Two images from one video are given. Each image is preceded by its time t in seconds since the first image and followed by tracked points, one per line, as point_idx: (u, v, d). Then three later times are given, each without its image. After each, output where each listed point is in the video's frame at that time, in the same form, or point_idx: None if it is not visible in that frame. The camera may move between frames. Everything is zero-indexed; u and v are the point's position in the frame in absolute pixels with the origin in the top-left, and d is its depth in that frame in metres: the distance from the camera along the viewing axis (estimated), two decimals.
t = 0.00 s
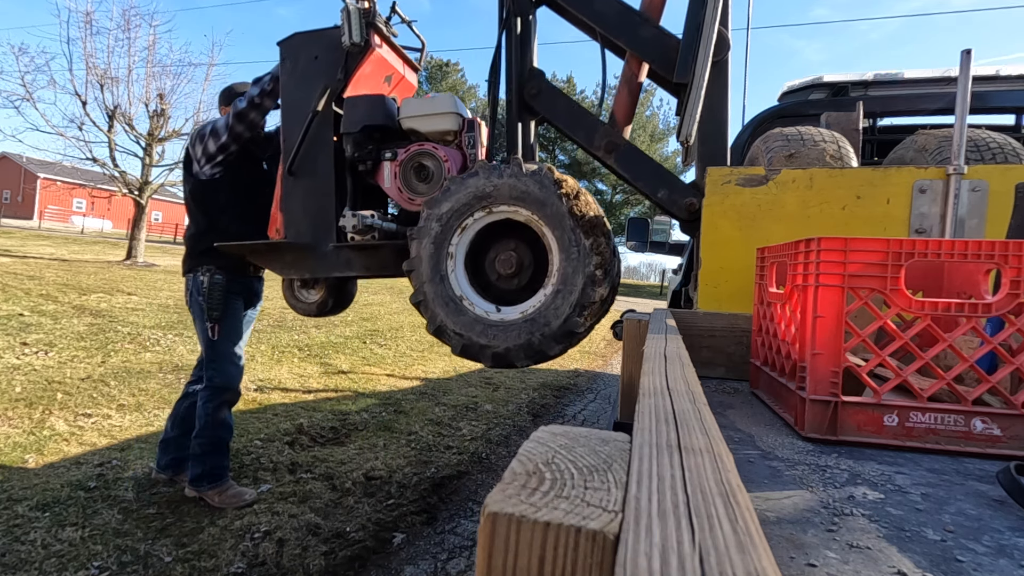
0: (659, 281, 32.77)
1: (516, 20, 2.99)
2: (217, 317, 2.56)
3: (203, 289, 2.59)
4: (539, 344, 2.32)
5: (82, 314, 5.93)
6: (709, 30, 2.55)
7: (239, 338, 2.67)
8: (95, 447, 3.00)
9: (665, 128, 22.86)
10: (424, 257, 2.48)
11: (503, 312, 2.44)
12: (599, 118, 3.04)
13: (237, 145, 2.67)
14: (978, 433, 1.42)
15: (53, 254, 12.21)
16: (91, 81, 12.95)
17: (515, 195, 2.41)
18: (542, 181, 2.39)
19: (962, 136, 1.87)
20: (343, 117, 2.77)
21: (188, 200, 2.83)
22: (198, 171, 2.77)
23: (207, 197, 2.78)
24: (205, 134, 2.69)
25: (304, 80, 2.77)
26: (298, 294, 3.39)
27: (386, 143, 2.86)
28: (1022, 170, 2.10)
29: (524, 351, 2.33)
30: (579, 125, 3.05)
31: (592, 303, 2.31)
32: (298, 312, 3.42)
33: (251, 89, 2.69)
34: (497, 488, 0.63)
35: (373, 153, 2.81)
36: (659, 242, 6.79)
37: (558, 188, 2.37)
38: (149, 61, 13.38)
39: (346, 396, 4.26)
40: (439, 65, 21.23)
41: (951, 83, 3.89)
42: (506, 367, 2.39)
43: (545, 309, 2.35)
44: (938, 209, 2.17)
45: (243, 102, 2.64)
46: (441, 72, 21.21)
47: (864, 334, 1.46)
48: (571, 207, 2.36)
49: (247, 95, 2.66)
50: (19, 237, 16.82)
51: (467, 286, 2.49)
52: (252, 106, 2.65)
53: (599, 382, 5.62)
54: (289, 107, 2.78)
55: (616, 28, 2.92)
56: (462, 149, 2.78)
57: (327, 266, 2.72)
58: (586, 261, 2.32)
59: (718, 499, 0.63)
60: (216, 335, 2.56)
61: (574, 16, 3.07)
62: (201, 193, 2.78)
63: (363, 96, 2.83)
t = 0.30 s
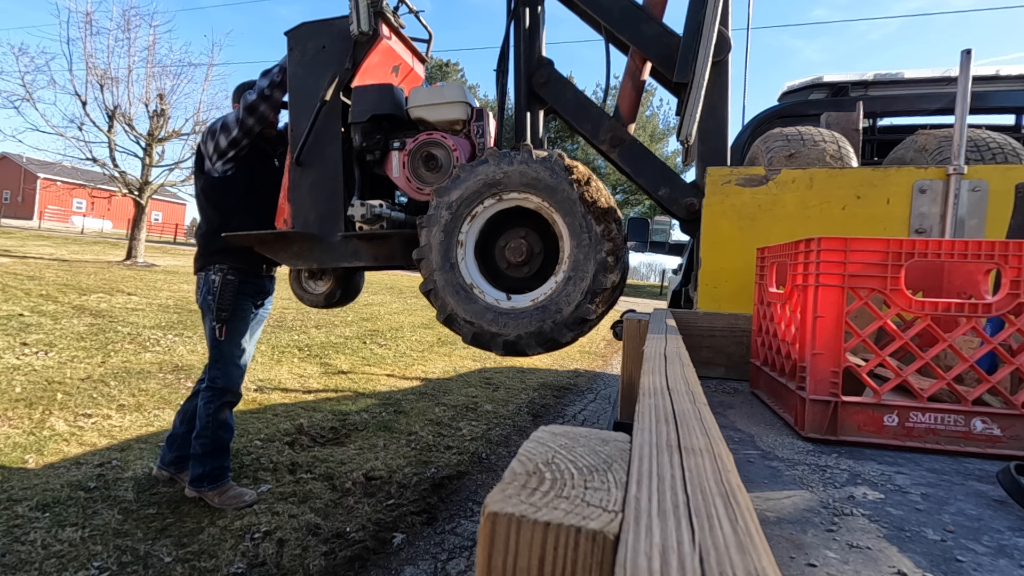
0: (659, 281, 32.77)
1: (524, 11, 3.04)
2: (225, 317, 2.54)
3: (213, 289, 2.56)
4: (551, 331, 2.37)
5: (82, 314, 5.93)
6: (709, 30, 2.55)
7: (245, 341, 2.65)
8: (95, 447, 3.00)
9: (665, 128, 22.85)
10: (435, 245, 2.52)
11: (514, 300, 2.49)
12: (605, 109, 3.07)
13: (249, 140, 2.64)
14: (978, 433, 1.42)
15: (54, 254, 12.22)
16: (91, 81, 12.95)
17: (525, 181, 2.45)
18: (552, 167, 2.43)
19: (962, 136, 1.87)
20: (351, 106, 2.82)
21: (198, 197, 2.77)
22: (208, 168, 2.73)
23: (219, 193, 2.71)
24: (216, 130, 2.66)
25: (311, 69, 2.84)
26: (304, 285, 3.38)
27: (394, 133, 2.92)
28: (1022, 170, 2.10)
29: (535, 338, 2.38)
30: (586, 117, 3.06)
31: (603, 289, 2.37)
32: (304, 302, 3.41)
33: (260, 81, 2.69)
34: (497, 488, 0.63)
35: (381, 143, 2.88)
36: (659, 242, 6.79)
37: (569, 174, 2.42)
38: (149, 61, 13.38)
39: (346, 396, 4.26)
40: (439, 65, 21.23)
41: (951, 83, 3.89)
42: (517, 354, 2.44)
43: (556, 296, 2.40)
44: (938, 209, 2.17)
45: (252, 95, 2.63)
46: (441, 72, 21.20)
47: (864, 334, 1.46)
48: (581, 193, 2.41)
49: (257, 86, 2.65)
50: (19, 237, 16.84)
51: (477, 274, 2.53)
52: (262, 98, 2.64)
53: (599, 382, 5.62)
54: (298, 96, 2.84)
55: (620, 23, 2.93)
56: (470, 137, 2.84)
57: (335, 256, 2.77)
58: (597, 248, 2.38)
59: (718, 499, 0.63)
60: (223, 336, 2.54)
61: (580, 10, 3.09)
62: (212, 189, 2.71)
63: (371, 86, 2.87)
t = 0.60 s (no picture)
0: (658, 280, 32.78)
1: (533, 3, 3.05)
2: (233, 317, 2.54)
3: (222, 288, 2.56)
4: (563, 321, 2.39)
5: (82, 314, 5.94)
6: (708, 30, 2.55)
7: (252, 342, 2.65)
8: (95, 447, 3.00)
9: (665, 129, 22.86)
10: (445, 235, 2.53)
11: (524, 289, 2.51)
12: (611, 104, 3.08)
13: (258, 134, 2.66)
14: (978, 433, 1.42)
15: (54, 254, 12.24)
16: (91, 81, 12.96)
17: (535, 170, 2.47)
18: (562, 155, 2.45)
19: (962, 136, 1.87)
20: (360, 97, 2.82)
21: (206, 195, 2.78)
22: (218, 164, 2.75)
23: (227, 190, 2.72)
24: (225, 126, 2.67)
25: (318, 59, 2.79)
26: (312, 277, 3.38)
27: (402, 123, 2.94)
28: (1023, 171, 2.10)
29: (547, 327, 2.40)
30: (592, 111, 3.06)
31: (615, 279, 2.39)
32: (312, 294, 3.41)
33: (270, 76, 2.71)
34: (497, 488, 0.63)
35: (389, 133, 2.90)
36: (659, 242, 6.79)
37: (580, 162, 2.44)
38: (149, 61, 13.40)
39: (346, 396, 4.27)
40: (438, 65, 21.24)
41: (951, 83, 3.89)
42: (529, 344, 2.46)
43: (567, 285, 2.42)
44: (938, 209, 2.16)
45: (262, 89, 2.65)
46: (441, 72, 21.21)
47: (864, 334, 1.46)
48: (592, 180, 2.43)
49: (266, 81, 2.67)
50: (20, 236, 16.86)
51: (487, 264, 2.55)
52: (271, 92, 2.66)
53: (599, 382, 5.63)
54: (304, 88, 2.80)
55: (624, 18, 2.94)
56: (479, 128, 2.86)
57: (343, 248, 2.75)
58: (608, 236, 2.39)
59: (718, 499, 0.63)
60: (230, 336, 2.54)
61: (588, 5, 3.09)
62: (221, 186, 2.72)
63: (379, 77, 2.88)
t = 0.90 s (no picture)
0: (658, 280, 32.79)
1: None
2: (237, 317, 2.54)
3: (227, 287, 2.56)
4: (575, 310, 2.41)
5: (82, 315, 5.94)
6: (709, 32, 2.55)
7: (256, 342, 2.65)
8: (96, 447, 3.00)
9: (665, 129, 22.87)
10: (456, 225, 2.56)
11: (536, 279, 2.53)
12: (617, 98, 3.09)
13: (266, 129, 2.68)
14: (978, 433, 1.42)
15: (54, 254, 12.25)
16: (91, 81, 12.97)
17: (547, 158, 2.49)
18: (574, 143, 2.47)
19: (962, 136, 1.87)
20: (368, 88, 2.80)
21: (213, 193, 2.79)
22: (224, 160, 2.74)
23: (236, 187, 2.74)
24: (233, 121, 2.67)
25: (327, 51, 2.81)
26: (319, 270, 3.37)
27: (411, 115, 2.92)
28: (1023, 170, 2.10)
29: (560, 316, 2.42)
30: (599, 105, 3.06)
31: (628, 267, 2.39)
32: (319, 286, 3.38)
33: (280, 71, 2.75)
34: (497, 488, 0.63)
35: (397, 125, 2.87)
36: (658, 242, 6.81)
37: (592, 150, 2.45)
38: (149, 61, 13.40)
39: (346, 396, 4.27)
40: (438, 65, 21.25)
41: (950, 83, 3.89)
42: (541, 334, 2.48)
43: (579, 274, 2.44)
44: (938, 209, 2.16)
45: (272, 81, 2.69)
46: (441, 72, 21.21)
47: (864, 334, 1.46)
48: (604, 168, 2.43)
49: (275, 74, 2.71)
50: (20, 237, 16.87)
51: (498, 254, 2.58)
52: (281, 85, 2.70)
53: (599, 382, 5.63)
54: (313, 79, 2.83)
55: (629, 14, 2.93)
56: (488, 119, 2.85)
57: (351, 240, 2.74)
58: (621, 224, 2.40)
59: (717, 499, 0.63)
60: (234, 335, 2.55)
61: None
62: (228, 182, 2.73)
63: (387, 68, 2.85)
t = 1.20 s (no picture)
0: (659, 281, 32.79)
1: None
2: (243, 320, 2.54)
3: (232, 289, 2.54)
4: (588, 301, 2.41)
5: (83, 316, 5.93)
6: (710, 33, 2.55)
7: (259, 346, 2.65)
8: (96, 448, 3.00)
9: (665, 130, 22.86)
10: (467, 216, 2.57)
11: (548, 271, 2.54)
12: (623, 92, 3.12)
13: (276, 124, 2.68)
14: (978, 433, 1.42)
15: (55, 255, 12.24)
16: (91, 82, 12.97)
17: (558, 148, 2.50)
18: (585, 133, 2.47)
19: (962, 137, 1.87)
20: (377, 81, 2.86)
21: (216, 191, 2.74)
22: (230, 157, 2.72)
23: (244, 184, 2.71)
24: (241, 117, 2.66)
25: (335, 42, 2.88)
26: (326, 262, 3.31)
27: (419, 107, 2.97)
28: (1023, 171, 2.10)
29: (572, 307, 2.43)
30: (605, 99, 3.11)
31: (641, 258, 2.39)
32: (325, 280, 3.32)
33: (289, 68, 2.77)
34: (497, 488, 0.63)
35: (407, 117, 2.93)
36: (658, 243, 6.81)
37: (604, 141, 2.45)
38: (150, 62, 13.39)
39: (346, 397, 4.26)
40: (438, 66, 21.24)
41: (951, 83, 3.89)
42: (554, 326, 2.49)
43: (592, 265, 2.44)
44: (938, 209, 2.16)
45: (282, 76, 2.71)
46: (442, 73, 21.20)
47: (864, 334, 1.46)
48: (616, 158, 2.43)
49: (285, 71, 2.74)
50: (20, 237, 16.86)
51: (510, 246, 2.58)
52: (290, 80, 2.72)
53: (599, 383, 5.63)
54: (322, 73, 2.89)
55: (634, 10, 2.94)
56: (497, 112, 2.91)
57: (360, 232, 2.80)
58: (634, 214, 2.39)
59: (717, 499, 0.63)
60: (240, 339, 2.54)
61: None
62: (239, 179, 2.70)
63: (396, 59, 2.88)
